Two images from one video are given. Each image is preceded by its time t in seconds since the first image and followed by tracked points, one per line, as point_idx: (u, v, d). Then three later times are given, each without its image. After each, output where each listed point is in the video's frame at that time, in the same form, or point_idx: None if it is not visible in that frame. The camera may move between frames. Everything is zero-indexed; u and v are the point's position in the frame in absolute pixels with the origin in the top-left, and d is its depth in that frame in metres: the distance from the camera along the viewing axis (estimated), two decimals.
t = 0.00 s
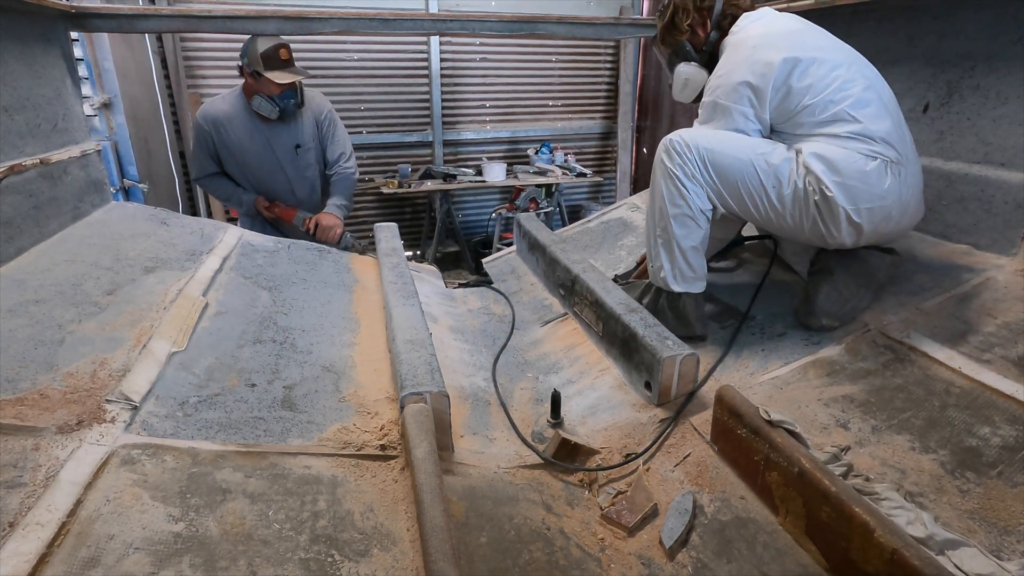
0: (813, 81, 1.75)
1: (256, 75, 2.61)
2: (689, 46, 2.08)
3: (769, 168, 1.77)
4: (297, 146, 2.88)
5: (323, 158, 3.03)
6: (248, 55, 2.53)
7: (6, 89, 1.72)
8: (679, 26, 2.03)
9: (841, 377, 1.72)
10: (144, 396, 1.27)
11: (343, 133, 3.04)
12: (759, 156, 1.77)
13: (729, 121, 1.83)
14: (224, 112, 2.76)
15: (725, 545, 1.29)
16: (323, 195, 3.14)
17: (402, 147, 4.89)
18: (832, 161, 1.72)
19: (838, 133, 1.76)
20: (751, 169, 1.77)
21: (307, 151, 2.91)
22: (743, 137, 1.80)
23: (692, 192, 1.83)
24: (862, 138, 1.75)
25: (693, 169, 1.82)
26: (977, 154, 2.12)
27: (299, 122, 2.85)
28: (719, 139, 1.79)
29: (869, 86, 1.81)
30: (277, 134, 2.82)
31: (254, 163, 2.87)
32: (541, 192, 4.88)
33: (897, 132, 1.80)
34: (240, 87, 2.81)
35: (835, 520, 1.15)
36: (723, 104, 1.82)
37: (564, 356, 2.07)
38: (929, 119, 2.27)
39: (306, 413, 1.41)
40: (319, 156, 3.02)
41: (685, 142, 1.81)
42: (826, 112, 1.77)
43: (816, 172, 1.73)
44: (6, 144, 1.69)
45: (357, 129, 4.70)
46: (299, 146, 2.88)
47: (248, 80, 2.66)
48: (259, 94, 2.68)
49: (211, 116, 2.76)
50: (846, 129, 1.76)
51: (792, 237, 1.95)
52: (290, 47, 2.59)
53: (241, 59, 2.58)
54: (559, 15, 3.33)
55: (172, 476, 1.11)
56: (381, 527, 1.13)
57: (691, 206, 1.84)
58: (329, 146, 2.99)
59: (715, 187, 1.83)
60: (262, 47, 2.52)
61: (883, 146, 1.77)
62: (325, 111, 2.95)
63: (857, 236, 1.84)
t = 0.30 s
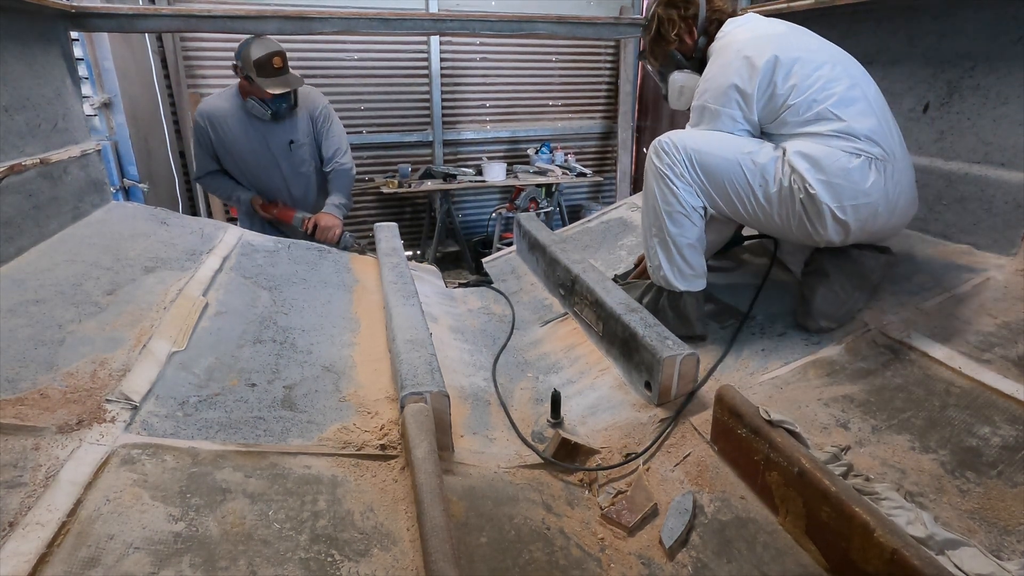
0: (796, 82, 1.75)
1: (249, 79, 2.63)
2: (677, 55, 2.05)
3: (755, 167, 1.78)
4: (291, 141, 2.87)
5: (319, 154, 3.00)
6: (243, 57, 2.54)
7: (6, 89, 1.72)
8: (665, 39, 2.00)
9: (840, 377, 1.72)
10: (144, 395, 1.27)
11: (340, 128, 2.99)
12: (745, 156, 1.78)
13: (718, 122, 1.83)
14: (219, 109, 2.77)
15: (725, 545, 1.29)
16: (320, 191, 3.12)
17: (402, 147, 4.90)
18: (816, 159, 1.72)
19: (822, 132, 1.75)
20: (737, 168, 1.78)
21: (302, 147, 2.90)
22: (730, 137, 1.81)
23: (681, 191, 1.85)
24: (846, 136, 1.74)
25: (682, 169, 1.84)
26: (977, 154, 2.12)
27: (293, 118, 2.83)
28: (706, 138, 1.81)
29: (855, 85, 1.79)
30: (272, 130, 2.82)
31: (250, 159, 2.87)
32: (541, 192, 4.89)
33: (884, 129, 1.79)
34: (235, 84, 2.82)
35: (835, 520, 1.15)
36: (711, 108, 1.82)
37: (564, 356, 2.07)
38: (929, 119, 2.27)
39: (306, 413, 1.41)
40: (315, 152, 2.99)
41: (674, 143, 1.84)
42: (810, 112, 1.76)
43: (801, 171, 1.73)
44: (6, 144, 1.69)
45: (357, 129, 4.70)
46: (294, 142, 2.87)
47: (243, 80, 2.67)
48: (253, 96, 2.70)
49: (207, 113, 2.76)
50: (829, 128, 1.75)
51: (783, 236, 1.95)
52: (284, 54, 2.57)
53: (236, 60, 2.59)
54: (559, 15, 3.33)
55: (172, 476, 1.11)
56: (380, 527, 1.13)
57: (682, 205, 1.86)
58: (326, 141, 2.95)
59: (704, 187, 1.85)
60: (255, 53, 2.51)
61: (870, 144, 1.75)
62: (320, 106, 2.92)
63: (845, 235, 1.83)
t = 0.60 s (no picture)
0: (786, 79, 1.77)
1: (257, 83, 2.66)
2: (670, 64, 2.06)
3: (750, 163, 1.78)
4: (297, 139, 2.87)
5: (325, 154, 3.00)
6: (252, 63, 2.57)
7: (6, 89, 1.72)
8: (657, 50, 2.02)
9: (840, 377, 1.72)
10: (144, 395, 1.27)
11: (347, 129, 2.99)
12: (740, 152, 1.78)
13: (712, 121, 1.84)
14: (227, 105, 2.77)
15: (725, 545, 1.29)
16: (326, 191, 3.11)
17: (403, 147, 4.90)
18: (809, 152, 1.72)
19: (814, 126, 1.76)
20: (732, 165, 1.79)
21: (307, 145, 2.89)
22: (724, 135, 1.82)
23: (677, 190, 1.85)
24: (839, 129, 1.75)
25: (678, 168, 1.84)
26: (977, 153, 2.12)
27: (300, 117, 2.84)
28: (701, 137, 1.82)
29: (844, 82, 1.81)
30: (279, 128, 2.82)
31: (257, 156, 2.87)
32: (541, 192, 4.89)
33: (876, 124, 1.79)
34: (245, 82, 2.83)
35: (835, 520, 1.15)
36: (705, 108, 1.84)
37: (564, 356, 2.06)
38: (929, 119, 2.27)
39: (306, 413, 1.41)
40: (321, 151, 2.98)
41: (669, 143, 1.85)
42: (801, 107, 1.77)
43: (796, 164, 1.73)
44: (6, 144, 1.69)
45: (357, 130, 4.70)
46: (300, 140, 2.87)
47: (252, 83, 2.70)
48: (261, 98, 2.72)
49: (215, 109, 2.77)
50: (821, 122, 1.75)
51: (781, 232, 1.95)
52: (293, 63, 2.59)
53: (246, 63, 2.62)
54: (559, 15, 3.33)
55: (172, 476, 1.11)
56: (380, 527, 1.13)
57: (679, 204, 1.86)
58: (332, 141, 2.94)
59: (700, 185, 1.85)
60: (263, 61, 2.54)
61: (863, 136, 1.75)
62: (328, 106, 2.92)
63: (843, 228, 1.82)
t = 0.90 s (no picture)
0: (778, 77, 1.77)
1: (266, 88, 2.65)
2: (663, 68, 2.06)
3: (743, 163, 1.79)
4: (307, 141, 2.86)
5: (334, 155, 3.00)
6: (264, 67, 2.57)
7: (6, 89, 1.72)
8: (652, 54, 2.03)
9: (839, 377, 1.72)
10: (144, 396, 1.27)
11: (356, 130, 3.00)
12: (733, 152, 1.79)
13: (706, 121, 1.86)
14: (237, 105, 2.77)
15: (725, 545, 1.29)
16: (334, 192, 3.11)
17: (403, 147, 4.90)
18: (801, 149, 1.73)
19: (806, 124, 1.77)
20: (725, 165, 1.79)
21: (317, 146, 2.89)
22: (717, 135, 1.82)
23: (672, 190, 1.85)
24: (830, 127, 1.76)
25: (672, 169, 1.85)
26: (977, 154, 2.12)
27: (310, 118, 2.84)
28: (694, 138, 1.82)
29: (836, 81, 1.82)
30: (289, 129, 2.82)
31: (266, 156, 2.87)
32: (541, 193, 4.89)
33: (867, 122, 1.80)
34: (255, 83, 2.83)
35: (835, 521, 1.15)
36: (699, 108, 1.85)
37: (564, 356, 2.06)
38: (929, 120, 2.27)
39: (306, 413, 1.41)
40: (330, 152, 2.98)
41: (663, 144, 1.86)
42: (794, 105, 1.78)
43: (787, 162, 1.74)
44: (6, 144, 1.69)
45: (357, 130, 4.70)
46: (309, 141, 2.87)
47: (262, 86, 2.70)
48: (271, 101, 2.72)
49: (226, 109, 2.77)
50: (813, 120, 1.76)
51: (776, 232, 1.95)
52: (305, 71, 2.60)
53: (256, 67, 2.61)
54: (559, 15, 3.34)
55: (172, 477, 1.11)
56: (380, 527, 1.13)
57: (674, 204, 1.86)
58: (341, 142, 2.95)
59: (694, 185, 1.85)
60: (275, 67, 2.54)
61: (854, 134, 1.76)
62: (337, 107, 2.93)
63: (837, 226, 1.82)
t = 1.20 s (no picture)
0: (769, 75, 1.78)
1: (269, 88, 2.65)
2: (655, 73, 2.06)
3: (735, 162, 1.79)
4: (310, 140, 2.86)
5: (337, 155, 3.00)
6: (268, 68, 2.56)
7: (6, 88, 1.72)
8: (643, 60, 2.01)
9: (839, 377, 1.73)
10: (144, 395, 1.27)
11: (359, 130, 3.00)
12: (724, 152, 1.79)
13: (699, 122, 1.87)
14: (241, 105, 2.78)
15: (725, 545, 1.29)
16: (337, 192, 3.11)
17: (403, 147, 4.90)
18: (790, 147, 1.73)
19: (797, 122, 1.76)
20: (717, 165, 1.80)
21: (320, 146, 2.89)
22: (709, 135, 1.83)
23: (665, 190, 1.86)
24: (821, 125, 1.75)
25: (665, 169, 1.86)
26: (977, 153, 2.12)
27: (314, 118, 2.84)
28: (687, 139, 1.83)
29: (826, 80, 1.82)
30: (292, 129, 2.82)
31: (270, 156, 2.87)
32: (541, 192, 4.89)
33: (859, 120, 1.80)
34: (258, 83, 2.83)
35: (835, 520, 1.15)
36: (692, 108, 1.86)
37: (564, 356, 2.06)
38: (929, 120, 2.27)
39: (306, 413, 1.41)
40: (333, 152, 2.98)
41: (655, 145, 1.86)
42: (785, 103, 1.78)
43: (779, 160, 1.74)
44: (6, 144, 1.69)
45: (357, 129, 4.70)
46: (313, 141, 2.87)
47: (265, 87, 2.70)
48: (274, 101, 2.72)
49: (229, 109, 2.77)
50: (803, 118, 1.76)
51: (769, 231, 1.95)
52: (310, 74, 2.61)
53: (260, 69, 2.61)
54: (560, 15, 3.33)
55: (172, 476, 1.11)
56: (381, 527, 1.13)
57: (669, 203, 1.86)
58: (344, 141, 2.95)
59: (687, 185, 1.86)
60: (280, 69, 2.54)
61: (844, 131, 1.76)
62: (340, 107, 2.94)
63: (830, 224, 1.81)
